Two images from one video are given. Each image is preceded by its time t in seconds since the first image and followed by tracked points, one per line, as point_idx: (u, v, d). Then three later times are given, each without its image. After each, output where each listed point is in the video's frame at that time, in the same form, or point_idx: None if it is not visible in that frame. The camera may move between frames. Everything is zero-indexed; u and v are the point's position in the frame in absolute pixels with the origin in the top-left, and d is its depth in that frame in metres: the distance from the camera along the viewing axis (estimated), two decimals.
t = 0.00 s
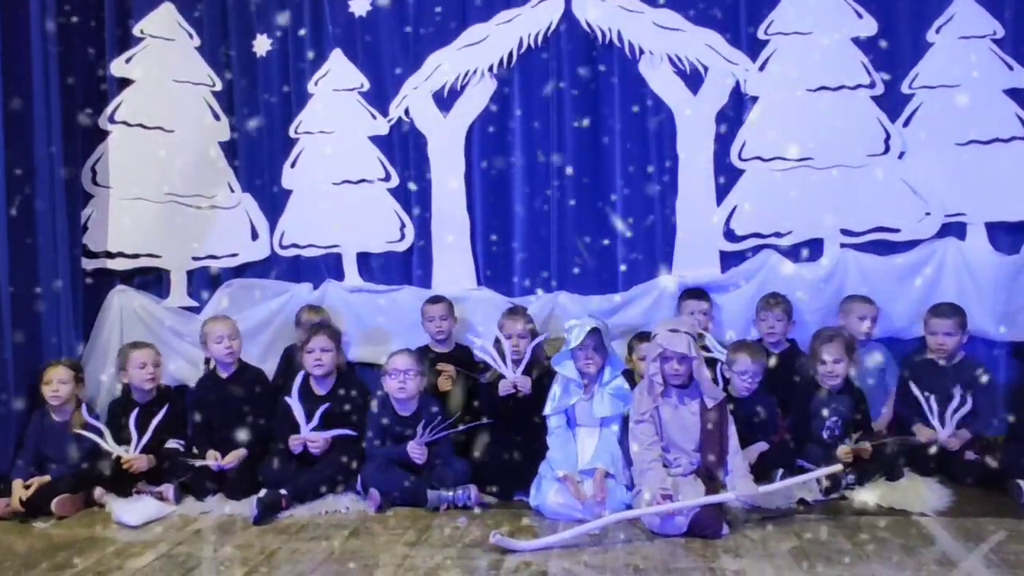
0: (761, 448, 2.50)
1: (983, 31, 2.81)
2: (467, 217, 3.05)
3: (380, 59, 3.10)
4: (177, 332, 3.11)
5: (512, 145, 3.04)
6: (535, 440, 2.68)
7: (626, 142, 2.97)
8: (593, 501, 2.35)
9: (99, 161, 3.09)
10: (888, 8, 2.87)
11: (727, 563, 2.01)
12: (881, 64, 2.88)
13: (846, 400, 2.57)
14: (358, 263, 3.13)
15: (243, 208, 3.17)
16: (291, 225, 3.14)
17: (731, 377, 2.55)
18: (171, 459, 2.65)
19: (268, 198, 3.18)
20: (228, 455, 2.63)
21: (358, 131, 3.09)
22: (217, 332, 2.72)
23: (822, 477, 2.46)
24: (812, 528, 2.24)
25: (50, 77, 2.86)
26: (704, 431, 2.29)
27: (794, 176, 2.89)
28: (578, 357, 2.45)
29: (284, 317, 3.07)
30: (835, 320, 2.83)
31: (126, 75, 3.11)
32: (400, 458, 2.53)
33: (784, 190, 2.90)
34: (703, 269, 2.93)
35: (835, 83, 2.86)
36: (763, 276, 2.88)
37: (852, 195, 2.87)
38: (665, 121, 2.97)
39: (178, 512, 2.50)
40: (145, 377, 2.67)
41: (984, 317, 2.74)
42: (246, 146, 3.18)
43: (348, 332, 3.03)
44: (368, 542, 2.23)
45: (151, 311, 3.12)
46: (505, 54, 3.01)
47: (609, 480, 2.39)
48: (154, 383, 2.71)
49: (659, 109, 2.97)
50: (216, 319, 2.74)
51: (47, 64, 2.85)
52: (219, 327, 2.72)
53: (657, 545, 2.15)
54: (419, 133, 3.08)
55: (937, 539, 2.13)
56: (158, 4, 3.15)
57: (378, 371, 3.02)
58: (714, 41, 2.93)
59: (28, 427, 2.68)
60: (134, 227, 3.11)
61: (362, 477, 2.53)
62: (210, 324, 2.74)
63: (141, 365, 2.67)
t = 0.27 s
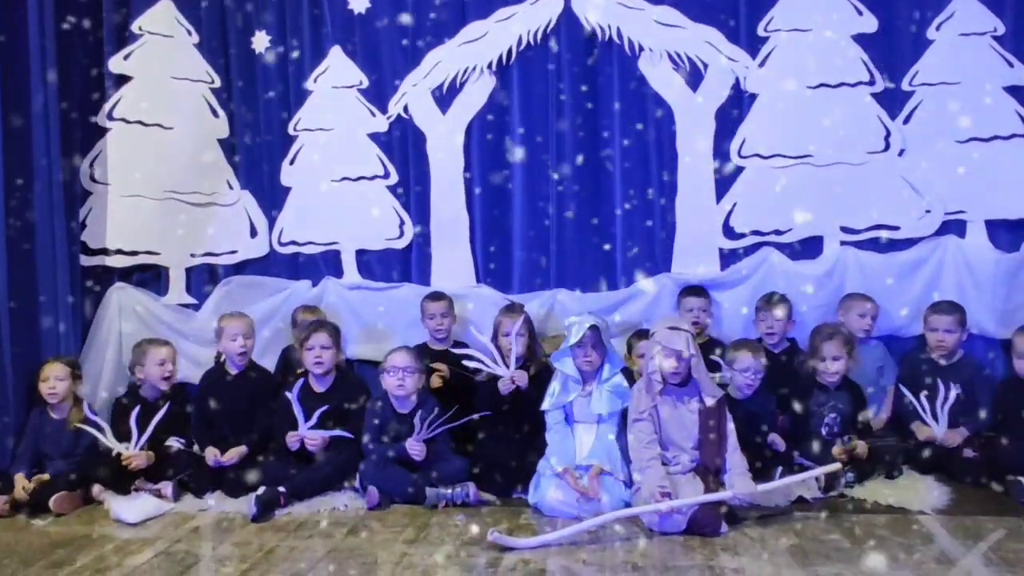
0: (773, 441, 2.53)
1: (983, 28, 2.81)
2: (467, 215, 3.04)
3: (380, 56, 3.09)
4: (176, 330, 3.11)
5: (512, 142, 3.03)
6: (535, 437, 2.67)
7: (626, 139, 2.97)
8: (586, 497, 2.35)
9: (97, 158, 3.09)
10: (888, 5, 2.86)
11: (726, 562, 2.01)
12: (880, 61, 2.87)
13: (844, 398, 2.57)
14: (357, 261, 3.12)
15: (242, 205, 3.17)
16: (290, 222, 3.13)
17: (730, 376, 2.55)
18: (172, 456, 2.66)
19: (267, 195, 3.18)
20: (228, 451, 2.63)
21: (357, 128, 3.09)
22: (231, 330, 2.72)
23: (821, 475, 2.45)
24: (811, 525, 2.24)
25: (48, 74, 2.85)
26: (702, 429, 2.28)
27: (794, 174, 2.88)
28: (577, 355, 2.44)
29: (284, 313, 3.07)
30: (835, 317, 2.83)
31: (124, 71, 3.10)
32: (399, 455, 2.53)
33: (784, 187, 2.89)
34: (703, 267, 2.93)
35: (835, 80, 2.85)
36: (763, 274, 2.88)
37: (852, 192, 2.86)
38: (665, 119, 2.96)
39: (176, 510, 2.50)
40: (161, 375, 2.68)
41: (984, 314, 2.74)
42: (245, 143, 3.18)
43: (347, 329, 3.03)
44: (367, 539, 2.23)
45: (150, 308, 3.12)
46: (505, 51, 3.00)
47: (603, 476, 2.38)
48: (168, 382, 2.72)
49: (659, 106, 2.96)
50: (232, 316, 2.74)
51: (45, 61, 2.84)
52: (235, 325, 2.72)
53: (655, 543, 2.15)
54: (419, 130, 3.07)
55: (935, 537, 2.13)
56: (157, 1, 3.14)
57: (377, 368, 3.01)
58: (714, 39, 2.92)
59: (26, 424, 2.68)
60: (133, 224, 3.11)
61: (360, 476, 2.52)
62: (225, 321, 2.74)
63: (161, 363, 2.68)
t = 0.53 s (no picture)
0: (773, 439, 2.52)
1: (983, 26, 2.80)
2: (466, 213, 3.04)
3: (379, 54, 3.09)
4: (176, 328, 3.11)
5: (511, 140, 3.03)
6: (532, 438, 2.65)
7: (626, 137, 2.96)
8: (582, 496, 2.35)
9: (97, 156, 3.08)
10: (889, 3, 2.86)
11: (725, 561, 2.00)
12: (881, 60, 2.87)
13: (845, 395, 2.56)
14: (357, 259, 3.12)
15: (242, 203, 3.16)
16: (290, 221, 3.13)
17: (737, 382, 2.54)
18: (171, 456, 2.66)
19: (266, 193, 3.17)
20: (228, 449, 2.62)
21: (357, 126, 3.08)
22: (241, 328, 2.71)
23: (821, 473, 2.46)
24: (810, 524, 2.24)
25: (46, 72, 2.85)
26: (702, 428, 2.27)
27: (794, 172, 2.88)
28: (578, 354, 2.44)
29: (284, 312, 3.07)
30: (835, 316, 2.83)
31: (124, 69, 3.10)
32: (399, 454, 2.53)
33: (785, 186, 2.89)
34: (703, 266, 2.93)
35: (835, 78, 2.85)
36: (763, 273, 2.88)
37: (852, 191, 2.86)
38: (665, 117, 2.95)
39: (176, 508, 2.50)
40: (166, 373, 2.67)
41: (984, 313, 2.73)
42: (245, 141, 3.17)
43: (347, 329, 3.03)
44: (366, 538, 2.22)
45: (150, 307, 3.12)
46: (504, 49, 3.00)
47: (600, 475, 2.38)
48: (172, 380, 2.71)
49: (659, 105, 2.96)
50: (243, 315, 2.73)
51: (44, 59, 2.84)
52: (245, 324, 2.71)
53: (655, 542, 2.15)
54: (418, 128, 3.07)
55: (935, 537, 2.13)
56: None
57: (376, 366, 3.01)
58: (714, 37, 2.92)
59: (26, 423, 2.68)
60: (133, 222, 3.10)
61: (359, 474, 2.52)
62: (235, 318, 2.72)
63: (166, 362, 2.67)
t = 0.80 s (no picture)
0: (756, 451, 2.52)
1: (983, 26, 2.80)
2: (466, 213, 3.04)
3: (379, 53, 3.09)
4: (175, 327, 3.09)
5: (511, 140, 3.03)
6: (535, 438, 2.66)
7: (626, 136, 2.96)
8: (582, 497, 2.34)
9: (96, 155, 3.08)
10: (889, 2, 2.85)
11: (726, 561, 2.00)
12: (881, 59, 2.86)
13: (846, 395, 2.57)
14: (356, 258, 3.12)
15: (241, 203, 3.16)
16: (290, 220, 3.13)
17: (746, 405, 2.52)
18: (170, 455, 2.66)
19: (266, 193, 3.17)
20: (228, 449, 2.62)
21: (356, 126, 3.08)
22: (236, 328, 2.73)
23: (820, 474, 2.46)
24: (810, 524, 2.24)
25: (45, 71, 2.85)
26: (702, 427, 2.28)
27: (794, 171, 2.88)
28: (581, 355, 2.44)
29: (284, 312, 3.07)
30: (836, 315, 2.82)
31: (123, 69, 3.09)
32: (398, 454, 2.52)
33: (785, 185, 2.88)
34: (703, 265, 2.92)
35: (836, 77, 2.84)
36: (763, 273, 2.87)
37: (852, 190, 2.85)
38: (665, 117, 2.95)
39: (175, 508, 2.49)
40: (152, 373, 2.68)
41: (984, 313, 2.73)
42: (244, 140, 3.17)
43: (347, 326, 3.02)
44: (365, 538, 2.22)
45: (149, 306, 3.11)
46: (504, 48, 2.99)
47: (600, 476, 2.37)
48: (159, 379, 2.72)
49: (659, 104, 2.95)
50: (238, 315, 2.75)
51: (43, 58, 2.83)
52: (240, 324, 2.73)
53: (655, 542, 2.14)
54: (418, 127, 3.06)
55: (936, 537, 2.12)
56: None
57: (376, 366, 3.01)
58: (714, 36, 2.91)
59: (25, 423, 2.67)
60: (132, 222, 3.09)
61: (359, 474, 2.51)
62: (232, 318, 2.75)
63: (152, 362, 2.68)
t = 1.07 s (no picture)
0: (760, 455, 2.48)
1: (983, 25, 2.79)
2: (466, 213, 3.04)
3: (378, 53, 3.08)
4: (174, 327, 3.10)
5: (510, 139, 3.02)
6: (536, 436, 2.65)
7: (625, 136, 2.96)
8: (582, 498, 2.34)
9: (95, 155, 3.07)
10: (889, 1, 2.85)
11: (726, 561, 1.99)
12: (881, 59, 2.86)
13: (846, 395, 2.59)
14: (356, 258, 3.11)
15: (241, 203, 3.16)
16: (289, 220, 3.12)
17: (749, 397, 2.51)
18: (168, 455, 2.66)
19: (266, 192, 3.17)
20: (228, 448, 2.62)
21: (356, 125, 3.08)
22: (222, 329, 2.70)
23: (820, 472, 2.46)
24: (810, 524, 2.24)
25: (44, 71, 2.84)
26: (702, 427, 2.27)
27: (795, 171, 2.87)
28: (581, 355, 2.43)
29: (284, 312, 3.07)
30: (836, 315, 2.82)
31: (122, 68, 3.08)
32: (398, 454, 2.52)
33: (785, 185, 2.88)
34: (703, 265, 2.92)
35: (835, 77, 2.84)
36: (763, 273, 2.87)
37: (852, 190, 2.85)
38: (665, 116, 2.95)
39: (174, 508, 2.49)
40: (134, 373, 2.67)
41: (984, 313, 2.73)
42: (243, 140, 3.17)
43: (346, 325, 3.02)
44: (365, 538, 2.22)
45: (148, 306, 3.11)
46: (503, 47, 2.99)
47: (600, 477, 2.37)
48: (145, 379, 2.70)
49: (658, 104, 2.95)
50: (224, 315, 2.73)
51: (42, 58, 2.83)
52: (225, 325, 2.70)
53: (655, 542, 2.14)
54: (417, 127, 3.06)
55: (936, 537, 2.12)
56: None
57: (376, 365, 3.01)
58: (714, 35, 2.91)
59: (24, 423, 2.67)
60: (131, 222, 3.09)
61: (359, 474, 2.51)
62: (214, 320, 2.72)
63: (133, 362, 2.67)
